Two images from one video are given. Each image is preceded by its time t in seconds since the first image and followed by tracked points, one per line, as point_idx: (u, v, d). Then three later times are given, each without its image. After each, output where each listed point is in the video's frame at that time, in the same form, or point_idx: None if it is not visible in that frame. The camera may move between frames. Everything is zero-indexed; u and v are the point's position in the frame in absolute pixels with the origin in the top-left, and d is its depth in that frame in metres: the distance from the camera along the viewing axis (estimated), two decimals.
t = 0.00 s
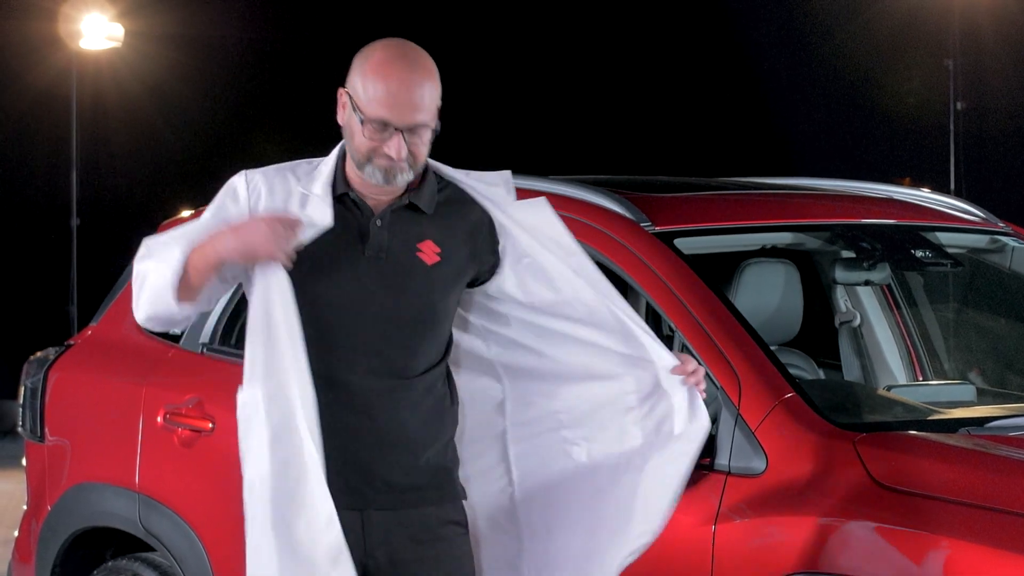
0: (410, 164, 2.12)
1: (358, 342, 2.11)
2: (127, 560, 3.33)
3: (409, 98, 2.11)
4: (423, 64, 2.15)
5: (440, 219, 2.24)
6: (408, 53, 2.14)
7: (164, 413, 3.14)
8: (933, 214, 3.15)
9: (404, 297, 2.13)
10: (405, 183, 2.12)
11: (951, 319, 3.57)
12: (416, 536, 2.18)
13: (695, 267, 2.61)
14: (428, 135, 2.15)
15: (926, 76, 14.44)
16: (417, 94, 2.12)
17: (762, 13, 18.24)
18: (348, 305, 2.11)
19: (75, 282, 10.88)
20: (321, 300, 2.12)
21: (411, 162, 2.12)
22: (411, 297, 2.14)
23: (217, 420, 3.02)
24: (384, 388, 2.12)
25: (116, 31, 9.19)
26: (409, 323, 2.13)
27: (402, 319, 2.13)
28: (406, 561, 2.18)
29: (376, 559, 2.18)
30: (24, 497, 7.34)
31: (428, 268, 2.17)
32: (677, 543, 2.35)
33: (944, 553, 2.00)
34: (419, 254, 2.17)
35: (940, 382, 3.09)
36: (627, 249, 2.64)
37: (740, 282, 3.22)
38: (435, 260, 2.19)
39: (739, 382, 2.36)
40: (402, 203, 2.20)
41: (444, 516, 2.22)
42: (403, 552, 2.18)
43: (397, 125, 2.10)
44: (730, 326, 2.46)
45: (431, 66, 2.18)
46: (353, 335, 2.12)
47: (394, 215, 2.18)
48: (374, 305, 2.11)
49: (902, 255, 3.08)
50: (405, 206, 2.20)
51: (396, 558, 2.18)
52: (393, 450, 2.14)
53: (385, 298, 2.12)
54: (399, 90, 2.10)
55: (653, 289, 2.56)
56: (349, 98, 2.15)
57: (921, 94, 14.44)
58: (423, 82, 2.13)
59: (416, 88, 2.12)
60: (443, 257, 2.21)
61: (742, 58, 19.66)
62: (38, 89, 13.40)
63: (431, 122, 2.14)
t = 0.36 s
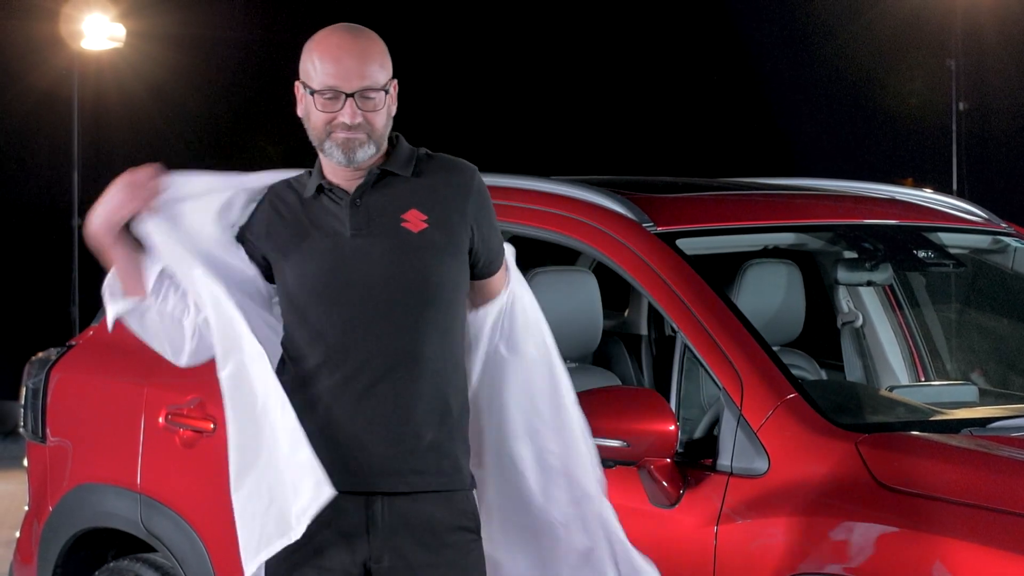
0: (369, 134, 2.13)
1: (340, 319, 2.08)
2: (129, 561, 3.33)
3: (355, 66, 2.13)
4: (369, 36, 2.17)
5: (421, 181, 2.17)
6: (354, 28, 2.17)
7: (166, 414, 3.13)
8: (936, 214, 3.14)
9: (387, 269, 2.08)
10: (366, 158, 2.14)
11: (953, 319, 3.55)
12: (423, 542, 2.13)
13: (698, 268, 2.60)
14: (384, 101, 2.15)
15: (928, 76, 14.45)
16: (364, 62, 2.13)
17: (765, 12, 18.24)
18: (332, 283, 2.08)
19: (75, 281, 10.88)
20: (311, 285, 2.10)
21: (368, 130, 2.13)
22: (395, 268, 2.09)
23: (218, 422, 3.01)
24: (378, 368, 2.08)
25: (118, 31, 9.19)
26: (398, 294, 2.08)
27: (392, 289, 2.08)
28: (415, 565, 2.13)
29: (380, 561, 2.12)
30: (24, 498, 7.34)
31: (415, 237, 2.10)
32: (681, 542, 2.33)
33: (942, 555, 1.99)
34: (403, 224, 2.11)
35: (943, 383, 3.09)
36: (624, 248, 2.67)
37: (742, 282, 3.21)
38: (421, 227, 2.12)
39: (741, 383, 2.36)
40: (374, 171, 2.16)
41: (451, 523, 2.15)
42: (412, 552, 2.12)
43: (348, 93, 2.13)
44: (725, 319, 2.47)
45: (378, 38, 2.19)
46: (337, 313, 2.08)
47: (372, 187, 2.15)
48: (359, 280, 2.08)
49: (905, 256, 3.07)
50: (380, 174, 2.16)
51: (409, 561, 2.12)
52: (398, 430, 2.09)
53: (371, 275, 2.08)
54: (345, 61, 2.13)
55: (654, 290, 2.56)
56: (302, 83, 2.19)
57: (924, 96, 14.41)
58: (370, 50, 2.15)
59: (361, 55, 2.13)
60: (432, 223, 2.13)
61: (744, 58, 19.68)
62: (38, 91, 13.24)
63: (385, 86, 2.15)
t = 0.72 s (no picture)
0: (397, 148, 2.04)
1: (381, 341, 2.01)
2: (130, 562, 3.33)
3: (383, 79, 2.04)
4: (406, 41, 2.08)
5: (465, 211, 2.12)
6: (389, 33, 2.08)
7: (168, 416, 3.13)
8: (938, 214, 3.13)
9: (439, 300, 2.04)
10: (399, 172, 2.05)
11: (956, 319, 3.54)
12: (442, 539, 2.09)
13: (701, 268, 2.59)
14: (415, 114, 2.05)
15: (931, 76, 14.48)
16: (394, 72, 2.05)
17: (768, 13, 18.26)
18: (370, 296, 2.01)
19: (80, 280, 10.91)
20: (343, 292, 2.00)
21: (398, 143, 2.04)
22: (441, 298, 2.04)
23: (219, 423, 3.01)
24: (400, 381, 2.02)
25: (121, 31, 9.18)
26: (437, 322, 2.04)
27: (433, 317, 2.03)
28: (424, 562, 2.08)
29: (398, 557, 2.07)
30: (26, 499, 7.33)
31: (456, 265, 2.06)
32: (686, 541, 2.31)
33: (941, 557, 1.99)
34: (446, 252, 2.06)
35: (945, 383, 3.09)
36: (639, 256, 2.63)
37: (745, 281, 3.21)
38: (463, 256, 2.08)
39: (744, 385, 2.35)
40: (424, 195, 2.10)
41: (463, 520, 2.11)
42: (423, 548, 2.08)
43: (374, 107, 2.04)
44: (736, 328, 2.44)
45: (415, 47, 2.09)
46: (374, 327, 2.00)
47: (419, 211, 2.08)
48: (400, 302, 2.01)
49: (907, 257, 3.11)
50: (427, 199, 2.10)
51: (416, 556, 2.08)
52: (417, 458, 2.05)
53: (406, 290, 2.02)
54: (372, 75, 2.04)
55: (659, 293, 2.55)
56: (340, 97, 2.12)
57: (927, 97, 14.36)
58: (400, 60, 2.06)
59: (390, 66, 2.05)
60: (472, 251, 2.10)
61: (747, 58, 19.70)
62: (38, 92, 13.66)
63: (415, 97, 2.06)
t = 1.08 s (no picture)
0: (339, 178, 2.04)
1: (374, 350, 2.09)
2: (132, 562, 3.32)
3: (323, 112, 2.06)
4: (348, 70, 2.09)
5: (450, 208, 2.15)
6: (335, 63, 2.10)
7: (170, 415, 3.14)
8: (940, 215, 3.13)
9: (427, 305, 2.09)
10: (351, 197, 2.06)
11: (958, 320, 3.53)
12: (449, 535, 2.11)
13: (702, 268, 2.59)
14: (356, 140, 2.05)
15: (932, 76, 14.49)
16: (332, 106, 2.06)
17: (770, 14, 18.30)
18: (359, 310, 2.09)
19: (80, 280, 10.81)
20: (336, 309, 2.10)
21: (341, 174, 2.04)
22: (430, 302, 2.09)
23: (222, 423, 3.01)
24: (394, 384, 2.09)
25: (122, 32, 9.19)
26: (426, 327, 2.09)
27: (424, 321, 2.09)
28: (438, 560, 2.11)
29: (404, 552, 2.11)
30: (27, 499, 7.34)
31: (442, 269, 2.10)
32: (686, 544, 2.31)
33: (940, 558, 1.99)
34: (432, 256, 2.11)
35: (948, 385, 3.08)
36: (636, 253, 2.64)
37: (747, 283, 3.19)
38: (449, 258, 2.11)
39: (746, 386, 2.35)
40: (400, 199, 2.13)
41: (478, 520, 2.12)
42: (436, 549, 2.10)
43: (312, 142, 2.05)
44: (738, 329, 2.44)
45: (359, 76, 2.09)
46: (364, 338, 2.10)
47: (401, 217, 2.12)
48: (386, 311, 2.08)
49: (910, 257, 3.09)
50: (406, 202, 2.13)
51: (426, 552, 2.11)
52: (425, 453, 2.10)
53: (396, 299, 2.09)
54: (312, 106, 2.07)
55: (660, 292, 2.55)
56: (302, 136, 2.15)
57: (928, 96, 14.44)
58: (339, 94, 2.07)
59: (328, 100, 2.06)
60: (458, 249, 2.12)
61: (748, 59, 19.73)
62: (42, 91, 13.42)
63: (353, 128, 2.05)
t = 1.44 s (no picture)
0: (317, 192, 2.05)
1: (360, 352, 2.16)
2: (133, 564, 3.32)
3: (291, 128, 2.04)
4: (312, 84, 2.05)
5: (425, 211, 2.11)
6: (301, 78, 2.07)
7: (171, 416, 3.14)
8: (942, 216, 3.12)
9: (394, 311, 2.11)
10: (335, 208, 2.07)
11: (960, 320, 3.50)
12: (456, 534, 2.12)
13: (706, 269, 2.58)
14: (324, 152, 2.03)
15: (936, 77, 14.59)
16: (296, 124, 2.03)
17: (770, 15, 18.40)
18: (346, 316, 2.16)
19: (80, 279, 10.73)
20: (330, 316, 2.18)
21: (319, 188, 2.05)
22: (400, 310, 2.10)
23: (225, 424, 3.03)
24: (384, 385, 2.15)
25: (123, 32, 9.20)
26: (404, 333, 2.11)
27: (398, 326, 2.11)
28: (447, 560, 2.12)
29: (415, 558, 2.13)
30: (29, 500, 7.34)
31: (410, 276, 2.09)
32: (687, 545, 2.30)
33: (941, 558, 1.99)
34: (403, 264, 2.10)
35: (950, 385, 3.07)
36: (636, 254, 2.64)
37: (749, 283, 3.19)
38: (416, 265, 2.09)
39: (748, 387, 2.35)
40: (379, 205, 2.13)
41: (487, 521, 2.13)
42: (443, 550, 2.12)
43: (286, 161, 2.05)
44: (741, 331, 2.43)
45: (322, 88, 2.05)
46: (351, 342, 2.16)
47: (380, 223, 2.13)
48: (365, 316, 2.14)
49: (913, 258, 3.05)
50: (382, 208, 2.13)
51: (433, 554, 2.12)
52: (427, 454, 2.11)
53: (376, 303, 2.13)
54: (281, 123, 2.06)
55: (663, 293, 2.54)
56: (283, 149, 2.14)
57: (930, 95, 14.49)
58: (303, 111, 2.04)
59: (294, 116, 2.04)
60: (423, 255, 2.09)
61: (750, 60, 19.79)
62: (43, 93, 13.28)
63: (322, 141, 2.03)
